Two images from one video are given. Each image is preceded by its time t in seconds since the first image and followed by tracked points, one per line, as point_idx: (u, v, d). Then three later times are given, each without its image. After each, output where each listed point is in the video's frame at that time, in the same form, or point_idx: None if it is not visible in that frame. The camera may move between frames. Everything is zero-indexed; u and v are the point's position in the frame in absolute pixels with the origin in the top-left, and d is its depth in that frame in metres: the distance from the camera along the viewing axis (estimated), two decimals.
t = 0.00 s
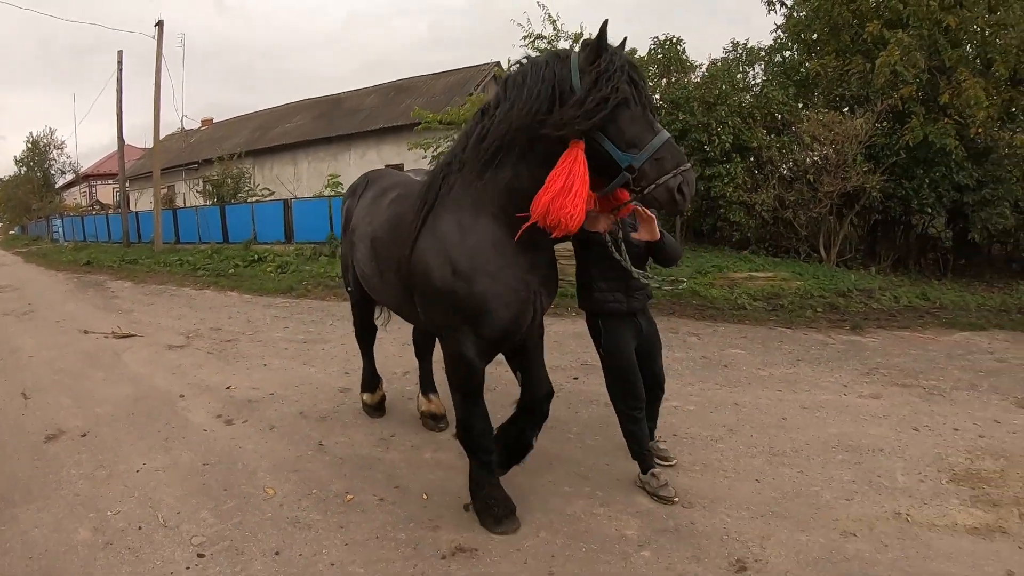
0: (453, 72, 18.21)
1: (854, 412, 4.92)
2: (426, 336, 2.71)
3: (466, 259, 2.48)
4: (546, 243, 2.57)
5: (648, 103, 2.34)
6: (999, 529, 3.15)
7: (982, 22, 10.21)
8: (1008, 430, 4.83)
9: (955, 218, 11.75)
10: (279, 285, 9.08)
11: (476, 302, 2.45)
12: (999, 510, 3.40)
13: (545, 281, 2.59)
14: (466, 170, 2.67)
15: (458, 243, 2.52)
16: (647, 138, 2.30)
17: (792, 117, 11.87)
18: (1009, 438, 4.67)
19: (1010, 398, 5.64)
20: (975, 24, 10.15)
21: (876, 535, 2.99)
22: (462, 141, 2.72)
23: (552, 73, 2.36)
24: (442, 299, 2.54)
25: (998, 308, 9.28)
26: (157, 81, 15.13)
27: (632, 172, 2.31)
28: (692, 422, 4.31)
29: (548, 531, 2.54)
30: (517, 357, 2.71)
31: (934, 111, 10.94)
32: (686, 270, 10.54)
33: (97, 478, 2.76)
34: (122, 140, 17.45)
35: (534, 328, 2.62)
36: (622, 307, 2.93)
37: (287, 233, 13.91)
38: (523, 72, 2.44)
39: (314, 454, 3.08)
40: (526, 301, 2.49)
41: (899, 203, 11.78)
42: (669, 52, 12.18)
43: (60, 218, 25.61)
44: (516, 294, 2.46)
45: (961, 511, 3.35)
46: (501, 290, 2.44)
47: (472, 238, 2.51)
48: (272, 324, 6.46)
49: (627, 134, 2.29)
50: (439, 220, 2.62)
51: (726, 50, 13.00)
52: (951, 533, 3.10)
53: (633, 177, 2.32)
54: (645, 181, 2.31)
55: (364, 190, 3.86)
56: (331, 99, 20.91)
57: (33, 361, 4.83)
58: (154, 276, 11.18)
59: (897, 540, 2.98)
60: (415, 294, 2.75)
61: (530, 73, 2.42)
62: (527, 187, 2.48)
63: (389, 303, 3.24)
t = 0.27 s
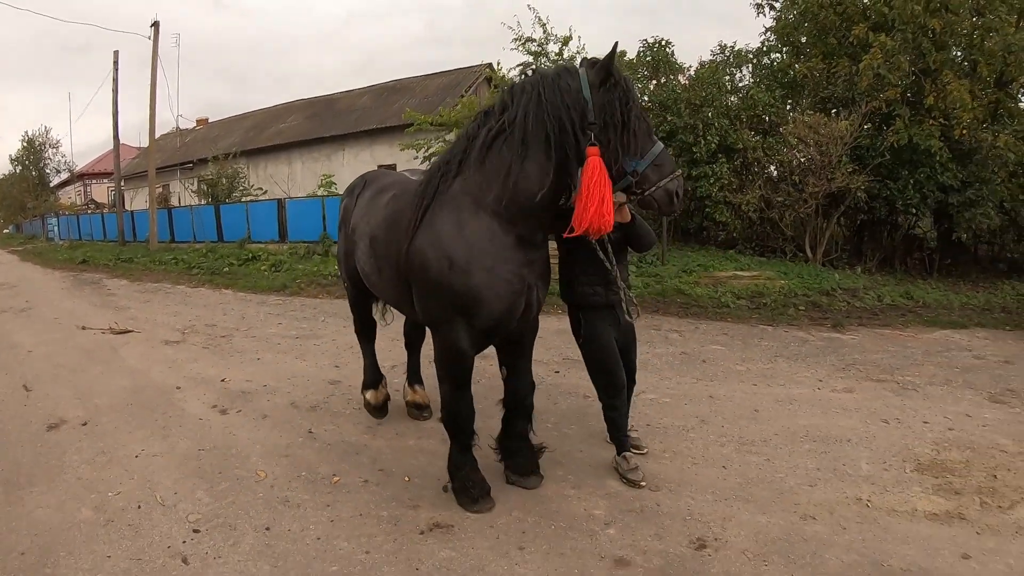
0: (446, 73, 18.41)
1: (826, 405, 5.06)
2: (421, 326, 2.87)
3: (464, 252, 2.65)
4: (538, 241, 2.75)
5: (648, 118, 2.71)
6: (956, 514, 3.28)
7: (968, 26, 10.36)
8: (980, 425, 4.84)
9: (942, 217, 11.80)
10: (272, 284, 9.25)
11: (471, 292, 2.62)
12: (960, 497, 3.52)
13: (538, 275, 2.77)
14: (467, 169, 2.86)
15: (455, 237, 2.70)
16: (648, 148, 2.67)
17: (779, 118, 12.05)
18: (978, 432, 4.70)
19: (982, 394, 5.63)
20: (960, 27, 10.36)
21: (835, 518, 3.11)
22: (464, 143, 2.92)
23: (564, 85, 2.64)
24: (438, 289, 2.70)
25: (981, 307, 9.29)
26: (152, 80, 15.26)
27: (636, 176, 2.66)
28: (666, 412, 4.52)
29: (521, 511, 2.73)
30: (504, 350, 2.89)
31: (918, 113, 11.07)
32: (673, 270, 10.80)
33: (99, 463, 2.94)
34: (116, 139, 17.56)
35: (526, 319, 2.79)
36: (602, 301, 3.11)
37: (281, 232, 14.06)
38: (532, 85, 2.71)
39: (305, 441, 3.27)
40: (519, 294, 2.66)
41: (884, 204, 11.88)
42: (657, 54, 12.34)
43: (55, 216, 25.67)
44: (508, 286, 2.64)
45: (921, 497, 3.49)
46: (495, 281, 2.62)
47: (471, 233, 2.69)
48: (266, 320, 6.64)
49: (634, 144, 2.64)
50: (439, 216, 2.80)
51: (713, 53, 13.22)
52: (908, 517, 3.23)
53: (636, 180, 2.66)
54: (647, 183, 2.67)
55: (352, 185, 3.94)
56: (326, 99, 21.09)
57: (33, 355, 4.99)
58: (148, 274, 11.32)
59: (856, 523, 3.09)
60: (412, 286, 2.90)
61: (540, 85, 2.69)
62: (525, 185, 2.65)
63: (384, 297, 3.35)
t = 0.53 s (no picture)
0: (448, 75, 18.59)
1: (812, 401, 5.21)
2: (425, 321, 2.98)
3: (468, 249, 2.76)
4: (538, 239, 2.86)
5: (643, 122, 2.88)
6: (933, 510, 3.30)
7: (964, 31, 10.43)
8: (964, 423, 4.81)
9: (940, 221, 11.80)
10: (274, 282, 9.40)
11: (475, 288, 2.73)
12: (939, 494, 3.53)
13: (539, 271, 2.88)
14: (472, 171, 2.96)
15: (461, 235, 2.80)
16: (643, 150, 2.85)
17: (778, 122, 12.16)
18: (963, 430, 4.67)
19: (969, 394, 5.53)
20: (957, 33, 10.44)
21: (813, 509, 3.16)
22: (469, 145, 3.03)
23: (566, 91, 2.78)
24: (443, 286, 2.81)
25: (976, 310, 9.32)
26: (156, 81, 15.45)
27: (632, 177, 2.83)
28: (655, 407, 4.67)
29: (509, 497, 2.87)
30: (500, 344, 3.03)
31: (914, 117, 11.14)
32: (670, 271, 10.93)
33: (107, 451, 3.10)
34: (121, 138, 17.75)
35: (528, 314, 2.90)
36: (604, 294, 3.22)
37: (283, 232, 14.22)
38: (536, 90, 2.84)
39: (304, 431, 3.42)
40: (521, 288, 2.78)
41: (881, 207, 11.96)
42: (656, 58, 12.49)
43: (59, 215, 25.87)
44: (510, 282, 2.75)
45: (900, 492, 3.50)
46: (498, 278, 2.73)
47: (475, 231, 2.80)
48: (269, 317, 6.80)
49: (630, 147, 2.82)
50: (444, 216, 2.90)
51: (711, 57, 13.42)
52: (886, 510, 3.26)
53: (632, 181, 2.83)
54: (643, 184, 2.83)
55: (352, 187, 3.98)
56: (329, 101, 21.28)
57: (42, 349, 5.15)
58: (152, 272, 11.47)
59: (832, 513, 3.14)
60: (417, 282, 3.01)
61: (542, 91, 2.82)
62: (528, 185, 2.79)
63: (389, 295, 3.43)
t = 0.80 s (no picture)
0: (457, 79, 18.75)
1: (809, 407, 5.20)
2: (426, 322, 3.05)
3: (470, 253, 2.84)
4: (538, 244, 2.94)
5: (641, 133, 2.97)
6: (922, 515, 3.26)
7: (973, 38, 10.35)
8: (960, 431, 4.67)
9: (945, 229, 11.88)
10: (281, 283, 9.54)
11: (477, 291, 2.80)
12: (928, 500, 3.46)
13: (538, 275, 2.95)
14: (475, 177, 3.04)
15: (463, 240, 2.87)
16: (640, 159, 2.92)
17: (784, 129, 12.17)
18: (956, 437, 4.53)
19: (968, 402, 5.43)
20: (965, 40, 10.40)
21: (799, 514, 3.17)
22: (472, 151, 3.10)
23: (568, 101, 2.87)
24: (445, 288, 2.88)
25: (981, 318, 9.29)
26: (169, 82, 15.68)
27: (628, 186, 2.89)
28: (649, 411, 4.74)
29: (499, 495, 2.95)
30: (497, 344, 3.11)
31: (920, 124, 11.12)
32: (674, 277, 10.98)
33: (112, 443, 3.21)
34: (133, 138, 18.00)
35: (526, 316, 2.97)
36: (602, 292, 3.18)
37: (292, 232, 14.38)
38: (538, 100, 2.93)
39: (303, 427, 3.53)
40: (520, 291, 2.85)
41: (888, 215, 11.99)
42: (664, 64, 12.56)
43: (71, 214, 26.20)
44: (510, 286, 2.83)
45: (889, 498, 3.47)
46: (499, 281, 2.80)
47: (476, 235, 2.87)
48: (274, 317, 6.92)
49: (628, 156, 2.89)
50: (446, 220, 2.97)
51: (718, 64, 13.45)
52: (871, 515, 3.25)
53: (628, 189, 2.89)
54: (638, 192, 2.90)
55: (354, 189, 4.03)
56: (339, 103, 21.49)
57: (52, 345, 5.28)
58: (161, 271, 11.64)
59: (818, 518, 3.15)
60: (419, 284, 3.07)
61: (544, 100, 2.91)
62: (529, 191, 2.87)
63: (390, 297, 3.49)
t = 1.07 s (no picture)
0: (467, 83, 18.87)
1: (811, 415, 5.10)
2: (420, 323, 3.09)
3: (463, 256, 2.87)
4: (530, 247, 2.97)
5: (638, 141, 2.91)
6: (914, 525, 3.10)
7: (982, 42, 10.28)
8: (961, 440, 4.50)
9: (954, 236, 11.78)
10: (288, 284, 9.65)
11: (469, 295, 2.84)
12: (922, 509, 3.29)
13: (530, 279, 2.98)
14: (470, 180, 3.07)
15: (457, 243, 2.91)
16: (634, 166, 2.86)
17: (792, 134, 12.13)
18: (956, 447, 4.35)
19: (970, 411, 5.36)
20: (974, 44, 10.32)
21: (788, 521, 3.09)
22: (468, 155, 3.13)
23: (563, 107, 2.87)
24: (439, 291, 2.92)
25: (989, 326, 9.20)
26: (182, 85, 15.90)
27: (620, 194, 2.84)
28: (645, 415, 4.76)
29: (487, 496, 2.99)
30: (490, 346, 3.14)
31: (930, 130, 11.03)
32: (680, 282, 10.97)
33: (112, 438, 3.29)
34: (147, 140, 18.26)
35: (518, 319, 3.01)
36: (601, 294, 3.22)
37: (301, 234, 14.53)
38: (533, 105, 2.95)
39: (299, 425, 3.59)
40: (511, 294, 2.88)
41: (897, 221, 11.92)
42: (671, 69, 12.58)
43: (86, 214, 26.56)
44: (503, 289, 2.87)
45: (882, 507, 3.31)
46: (491, 285, 2.84)
47: (470, 239, 2.91)
48: (278, 317, 7.02)
49: (620, 163, 2.84)
50: (441, 223, 3.00)
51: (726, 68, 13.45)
52: (862, 524, 3.10)
53: (620, 197, 2.84)
54: (630, 201, 2.83)
55: (353, 191, 4.08)
56: (350, 107, 21.68)
57: (60, 342, 5.39)
58: (172, 271, 11.80)
59: (806, 525, 3.05)
60: (414, 286, 3.11)
61: (538, 106, 2.93)
62: (523, 196, 2.90)
63: (386, 298, 3.54)
